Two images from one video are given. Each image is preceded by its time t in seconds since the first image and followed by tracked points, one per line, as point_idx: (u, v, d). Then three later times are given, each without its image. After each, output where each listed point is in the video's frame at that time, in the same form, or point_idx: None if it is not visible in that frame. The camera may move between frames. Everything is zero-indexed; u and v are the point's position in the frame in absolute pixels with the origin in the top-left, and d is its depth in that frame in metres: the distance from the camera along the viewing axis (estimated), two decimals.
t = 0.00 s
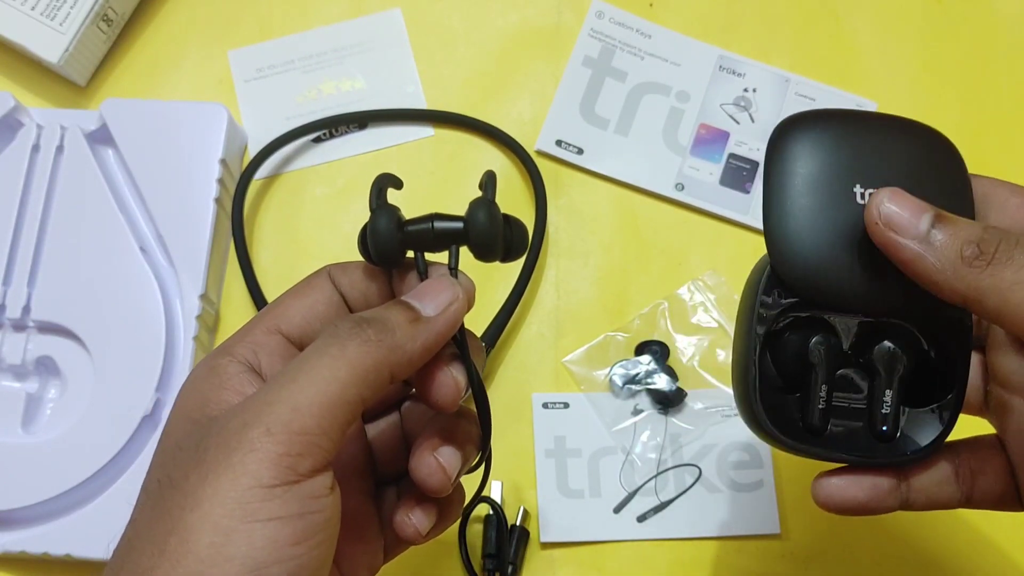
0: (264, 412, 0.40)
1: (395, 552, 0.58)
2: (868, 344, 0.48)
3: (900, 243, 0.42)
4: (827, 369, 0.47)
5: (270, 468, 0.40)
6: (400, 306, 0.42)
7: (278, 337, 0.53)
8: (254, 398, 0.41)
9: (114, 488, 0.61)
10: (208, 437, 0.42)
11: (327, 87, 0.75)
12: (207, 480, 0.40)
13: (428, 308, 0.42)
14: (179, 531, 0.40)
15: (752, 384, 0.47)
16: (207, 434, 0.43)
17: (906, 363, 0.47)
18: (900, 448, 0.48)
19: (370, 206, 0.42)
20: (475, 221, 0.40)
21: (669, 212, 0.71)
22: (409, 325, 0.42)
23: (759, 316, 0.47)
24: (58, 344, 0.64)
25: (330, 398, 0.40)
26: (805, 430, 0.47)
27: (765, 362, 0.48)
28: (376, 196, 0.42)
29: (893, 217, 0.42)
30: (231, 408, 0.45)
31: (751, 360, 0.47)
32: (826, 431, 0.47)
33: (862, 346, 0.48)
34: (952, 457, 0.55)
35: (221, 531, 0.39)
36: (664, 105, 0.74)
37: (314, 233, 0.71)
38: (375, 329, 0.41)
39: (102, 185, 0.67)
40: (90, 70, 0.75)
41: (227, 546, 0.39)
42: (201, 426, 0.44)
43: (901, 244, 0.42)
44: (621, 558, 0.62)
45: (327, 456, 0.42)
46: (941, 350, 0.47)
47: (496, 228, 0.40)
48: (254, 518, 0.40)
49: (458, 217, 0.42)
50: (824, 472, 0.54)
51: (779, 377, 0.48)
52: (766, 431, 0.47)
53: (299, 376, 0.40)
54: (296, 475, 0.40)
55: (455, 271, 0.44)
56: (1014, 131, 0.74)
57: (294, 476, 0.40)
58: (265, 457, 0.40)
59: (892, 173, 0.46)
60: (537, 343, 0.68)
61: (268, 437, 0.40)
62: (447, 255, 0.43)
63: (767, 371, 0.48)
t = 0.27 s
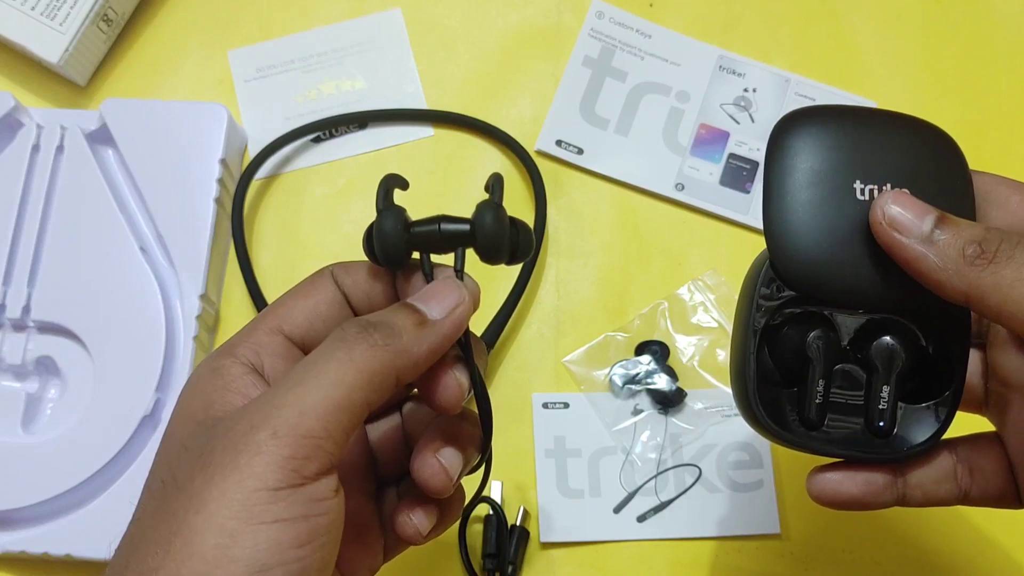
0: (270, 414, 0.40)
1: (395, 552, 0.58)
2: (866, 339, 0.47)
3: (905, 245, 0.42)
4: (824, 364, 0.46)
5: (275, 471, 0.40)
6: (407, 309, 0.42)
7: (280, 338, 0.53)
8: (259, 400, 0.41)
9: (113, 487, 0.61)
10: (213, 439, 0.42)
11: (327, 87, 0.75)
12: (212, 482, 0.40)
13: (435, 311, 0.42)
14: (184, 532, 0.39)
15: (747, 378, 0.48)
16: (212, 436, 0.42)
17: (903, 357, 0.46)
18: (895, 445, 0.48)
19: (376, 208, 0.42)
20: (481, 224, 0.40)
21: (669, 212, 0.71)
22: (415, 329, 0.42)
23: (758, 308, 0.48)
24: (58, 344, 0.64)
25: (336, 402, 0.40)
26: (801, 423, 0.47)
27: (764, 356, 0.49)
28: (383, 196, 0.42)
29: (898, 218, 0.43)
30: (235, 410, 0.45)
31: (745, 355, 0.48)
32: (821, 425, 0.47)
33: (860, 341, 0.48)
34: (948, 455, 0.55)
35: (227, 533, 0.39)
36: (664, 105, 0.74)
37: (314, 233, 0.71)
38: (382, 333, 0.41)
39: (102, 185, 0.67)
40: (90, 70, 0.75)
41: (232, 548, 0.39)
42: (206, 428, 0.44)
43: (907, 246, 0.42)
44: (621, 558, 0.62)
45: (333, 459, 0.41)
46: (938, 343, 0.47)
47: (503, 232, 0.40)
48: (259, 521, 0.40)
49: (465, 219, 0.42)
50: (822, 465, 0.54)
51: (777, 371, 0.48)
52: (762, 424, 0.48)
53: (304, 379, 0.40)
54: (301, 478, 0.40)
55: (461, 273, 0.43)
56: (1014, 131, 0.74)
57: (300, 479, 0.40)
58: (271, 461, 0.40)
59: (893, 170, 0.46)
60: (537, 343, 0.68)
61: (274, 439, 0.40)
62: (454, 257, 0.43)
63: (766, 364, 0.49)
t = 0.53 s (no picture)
0: (270, 417, 0.40)
1: (395, 553, 0.58)
2: (868, 339, 0.47)
3: (908, 244, 0.42)
4: (826, 363, 0.46)
5: (274, 474, 0.40)
6: (407, 310, 0.42)
7: (279, 337, 0.53)
8: (259, 402, 0.41)
9: (113, 488, 0.61)
10: (212, 441, 0.42)
11: (327, 87, 0.75)
12: (211, 485, 0.40)
13: (434, 312, 0.42)
14: (182, 535, 0.39)
15: (749, 378, 0.47)
16: (211, 438, 0.42)
17: (905, 357, 0.46)
18: (899, 445, 0.48)
19: (376, 206, 0.42)
20: (483, 224, 0.40)
21: (669, 212, 0.71)
22: (415, 330, 0.42)
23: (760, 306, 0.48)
24: (58, 344, 0.64)
25: (336, 404, 0.40)
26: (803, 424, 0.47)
27: (766, 356, 0.49)
28: (383, 195, 0.42)
29: (899, 218, 0.43)
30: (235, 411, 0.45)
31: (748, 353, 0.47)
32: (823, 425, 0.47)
33: (863, 341, 0.48)
34: (951, 454, 0.55)
35: (225, 536, 0.39)
36: (664, 105, 0.74)
37: (314, 233, 0.71)
38: (382, 335, 0.41)
39: (102, 185, 0.67)
40: (90, 70, 0.75)
41: (231, 552, 0.39)
42: (206, 430, 0.44)
43: (909, 245, 0.42)
44: (621, 558, 0.62)
45: (332, 461, 0.41)
46: (939, 343, 0.47)
47: (505, 231, 0.40)
48: (258, 524, 0.40)
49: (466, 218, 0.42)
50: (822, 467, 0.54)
51: (779, 370, 0.49)
52: (762, 425, 0.47)
53: (304, 381, 0.40)
54: (300, 481, 0.40)
55: (461, 272, 0.43)
56: (1014, 131, 0.74)
57: (299, 482, 0.40)
58: (270, 464, 0.39)
59: (895, 169, 0.46)
60: (537, 343, 0.68)
61: (273, 442, 0.40)
62: (455, 257, 0.43)
63: (767, 363, 0.49)
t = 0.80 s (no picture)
0: (265, 410, 0.40)
1: (392, 549, 0.58)
2: (863, 340, 0.47)
3: (901, 249, 0.42)
4: (819, 366, 0.46)
5: (270, 468, 0.40)
6: (402, 304, 0.42)
7: (276, 332, 0.53)
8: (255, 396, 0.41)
9: (114, 488, 0.61)
10: (208, 434, 0.42)
11: (327, 87, 0.75)
12: (207, 478, 0.40)
13: (430, 305, 0.42)
14: (178, 528, 0.40)
15: (743, 378, 0.48)
16: (207, 432, 0.42)
17: (899, 361, 0.46)
18: (891, 446, 0.48)
19: (373, 201, 0.42)
20: (480, 218, 0.40)
21: (669, 212, 0.71)
22: (411, 323, 0.42)
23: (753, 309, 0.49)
24: (58, 344, 0.64)
25: (331, 397, 0.40)
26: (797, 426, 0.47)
27: (761, 358, 0.49)
28: (380, 190, 0.42)
29: (892, 223, 0.43)
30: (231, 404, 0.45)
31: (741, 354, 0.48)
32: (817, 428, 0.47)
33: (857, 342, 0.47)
34: (945, 456, 0.55)
35: (221, 530, 0.39)
36: (664, 105, 0.74)
37: (314, 233, 0.71)
38: (378, 328, 0.41)
39: (102, 185, 0.67)
40: (90, 70, 0.75)
41: (227, 545, 0.39)
42: (202, 422, 0.44)
43: (901, 250, 0.42)
44: (621, 558, 0.62)
45: (328, 455, 0.42)
46: (933, 347, 0.47)
47: (501, 225, 0.40)
48: (254, 517, 0.40)
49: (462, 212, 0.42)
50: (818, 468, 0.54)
51: (773, 372, 0.48)
52: (757, 426, 0.47)
53: (300, 374, 0.40)
54: (296, 474, 0.40)
55: (455, 266, 0.44)
56: (1014, 132, 0.74)
57: (294, 475, 0.40)
58: (265, 456, 0.40)
59: (888, 174, 0.46)
60: (537, 343, 0.68)
61: (268, 435, 0.40)
62: (452, 251, 0.43)
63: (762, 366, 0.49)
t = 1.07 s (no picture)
0: (273, 416, 0.40)
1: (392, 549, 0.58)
2: (867, 339, 0.47)
3: (905, 247, 0.42)
4: (823, 364, 0.46)
5: (276, 475, 0.39)
6: (410, 309, 0.42)
7: (276, 333, 0.53)
8: (260, 401, 0.41)
9: (114, 488, 0.61)
10: (213, 439, 0.42)
11: (327, 87, 0.75)
12: (213, 484, 0.40)
13: (437, 311, 0.42)
14: (182, 534, 0.39)
15: (748, 373, 0.47)
16: (212, 437, 0.42)
17: (903, 360, 0.46)
18: (893, 445, 0.48)
19: (377, 201, 0.42)
20: (485, 220, 0.40)
21: (669, 212, 0.71)
22: (418, 329, 0.42)
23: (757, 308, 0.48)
24: (58, 344, 0.64)
25: (339, 404, 0.40)
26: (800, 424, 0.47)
27: (765, 356, 0.48)
28: (384, 190, 0.42)
29: (897, 221, 0.43)
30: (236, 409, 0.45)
31: (746, 349, 0.47)
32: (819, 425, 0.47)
33: (861, 341, 0.47)
34: (949, 454, 0.55)
35: (226, 536, 0.39)
36: (663, 105, 0.74)
37: (313, 233, 0.71)
38: (385, 334, 0.41)
39: (102, 185, 0.67)
40: (90, 70, 0.75)
41: (232, 551, 0.39)
42: (206, 427, 0.44)
43: (906, 248, 0.42)
44: (622, 558, 0.62)
45: (333, 461, 0.41)
46: (937, 345, 0.47)
47: (505, 228, 0.40)
48: (260, 523, 0.40)
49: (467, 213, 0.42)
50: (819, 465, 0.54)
51: (777, 371, 0.48)
52: (759, 423, 0.47)
53: (307, 380, 0.40)
54: (301, 481, 0.40)
55: (461, 268, 0.43)
56: (1014, 132, 0.74)
57: (300, 481, 0.40)
58: (272, 464, 0.39)
59: (892, 172, 0.46)
60: (537, 343, 0.68)
61: (275, 442, 0.39)
62: (456, 253, 0.43)
63: (766, 363, 0.48)
